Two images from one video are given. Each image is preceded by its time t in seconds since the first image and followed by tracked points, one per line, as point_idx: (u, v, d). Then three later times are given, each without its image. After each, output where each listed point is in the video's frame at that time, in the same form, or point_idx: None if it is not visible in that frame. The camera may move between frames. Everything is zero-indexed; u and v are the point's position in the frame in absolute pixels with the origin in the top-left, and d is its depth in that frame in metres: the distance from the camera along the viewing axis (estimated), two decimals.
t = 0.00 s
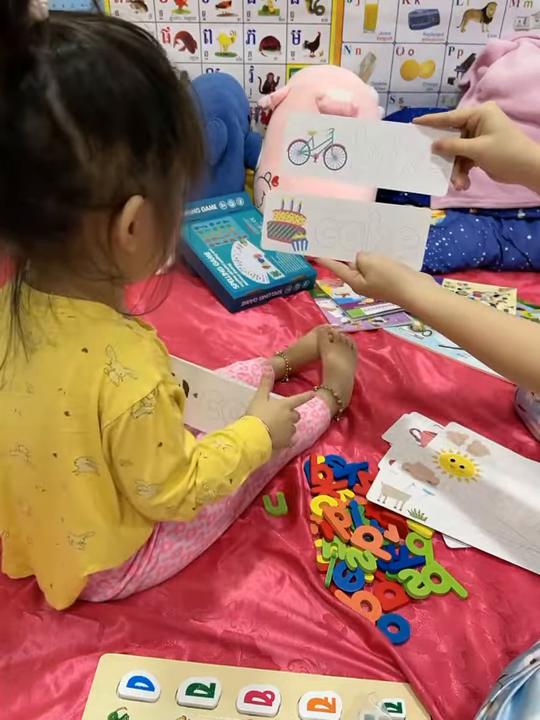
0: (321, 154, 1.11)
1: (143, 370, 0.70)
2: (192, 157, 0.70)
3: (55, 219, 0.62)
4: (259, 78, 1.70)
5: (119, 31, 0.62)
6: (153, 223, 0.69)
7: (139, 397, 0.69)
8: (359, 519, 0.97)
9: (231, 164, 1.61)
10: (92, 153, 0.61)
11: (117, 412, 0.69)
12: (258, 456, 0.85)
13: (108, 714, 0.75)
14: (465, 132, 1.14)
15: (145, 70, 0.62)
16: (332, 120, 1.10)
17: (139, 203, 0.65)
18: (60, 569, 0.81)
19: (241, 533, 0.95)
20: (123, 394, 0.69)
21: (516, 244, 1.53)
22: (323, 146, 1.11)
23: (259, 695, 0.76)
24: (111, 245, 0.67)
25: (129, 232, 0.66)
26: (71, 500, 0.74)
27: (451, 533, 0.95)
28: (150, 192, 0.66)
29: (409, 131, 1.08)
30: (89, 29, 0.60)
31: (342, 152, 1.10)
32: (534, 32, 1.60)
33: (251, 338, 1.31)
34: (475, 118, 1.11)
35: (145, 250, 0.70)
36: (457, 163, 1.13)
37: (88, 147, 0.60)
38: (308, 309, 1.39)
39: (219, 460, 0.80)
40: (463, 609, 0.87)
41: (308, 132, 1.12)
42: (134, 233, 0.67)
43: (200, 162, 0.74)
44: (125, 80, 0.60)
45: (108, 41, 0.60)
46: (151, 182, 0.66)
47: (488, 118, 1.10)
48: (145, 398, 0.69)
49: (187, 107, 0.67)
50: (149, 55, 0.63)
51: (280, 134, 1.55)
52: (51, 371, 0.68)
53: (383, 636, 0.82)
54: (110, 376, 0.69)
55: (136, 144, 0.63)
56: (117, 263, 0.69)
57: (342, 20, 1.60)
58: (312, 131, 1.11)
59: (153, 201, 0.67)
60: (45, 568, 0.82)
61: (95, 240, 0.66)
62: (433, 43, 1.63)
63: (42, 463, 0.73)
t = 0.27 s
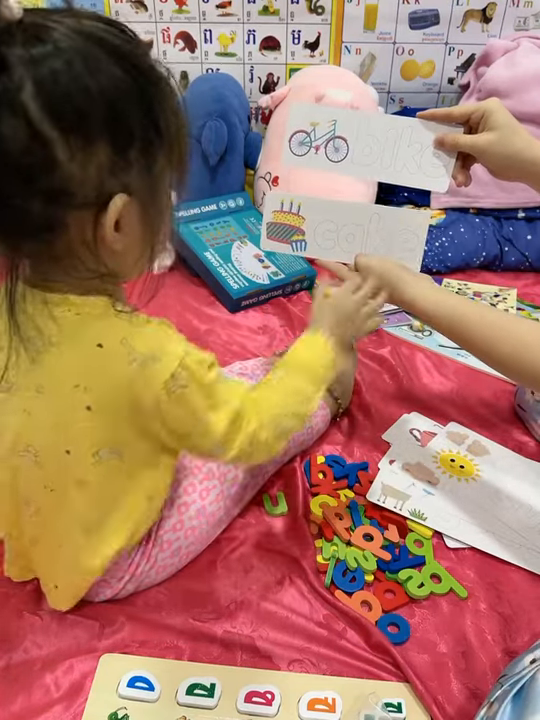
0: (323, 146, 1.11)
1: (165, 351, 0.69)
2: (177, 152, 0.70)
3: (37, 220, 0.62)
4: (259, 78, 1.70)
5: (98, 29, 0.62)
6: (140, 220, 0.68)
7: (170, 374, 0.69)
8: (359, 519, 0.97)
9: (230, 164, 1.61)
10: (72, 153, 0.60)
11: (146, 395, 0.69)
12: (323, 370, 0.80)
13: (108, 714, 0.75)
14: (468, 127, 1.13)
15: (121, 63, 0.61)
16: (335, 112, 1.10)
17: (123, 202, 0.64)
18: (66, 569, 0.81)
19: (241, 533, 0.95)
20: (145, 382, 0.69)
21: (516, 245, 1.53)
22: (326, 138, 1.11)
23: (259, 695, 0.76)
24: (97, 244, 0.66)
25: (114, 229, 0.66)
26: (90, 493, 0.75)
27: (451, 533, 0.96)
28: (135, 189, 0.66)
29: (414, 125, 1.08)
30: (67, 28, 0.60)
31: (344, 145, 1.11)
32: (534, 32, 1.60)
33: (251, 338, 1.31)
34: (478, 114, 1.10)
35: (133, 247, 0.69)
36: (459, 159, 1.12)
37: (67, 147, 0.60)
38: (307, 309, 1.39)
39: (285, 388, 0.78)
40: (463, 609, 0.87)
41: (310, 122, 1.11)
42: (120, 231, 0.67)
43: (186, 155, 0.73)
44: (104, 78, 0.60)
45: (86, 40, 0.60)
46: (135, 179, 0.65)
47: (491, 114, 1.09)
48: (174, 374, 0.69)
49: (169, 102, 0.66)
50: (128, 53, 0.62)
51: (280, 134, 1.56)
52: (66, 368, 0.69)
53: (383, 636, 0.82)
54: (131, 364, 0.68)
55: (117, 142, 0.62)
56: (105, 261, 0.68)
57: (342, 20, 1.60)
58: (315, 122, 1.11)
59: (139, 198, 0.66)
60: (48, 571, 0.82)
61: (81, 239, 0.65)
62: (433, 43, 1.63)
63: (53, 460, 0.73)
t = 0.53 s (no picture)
0: (324, 144, 1.11)
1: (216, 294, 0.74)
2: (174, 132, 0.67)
3: (46, 226, 0.62)
4: (259, 78, 1.70)
5: (76, 28, 0.60)
6: (148, 206, 0.67)
7: (228, 306, 0.73)
8: (359, 518, 0.97)
9: (231, 164, 1.61)
10: (64, 159, 0.60)
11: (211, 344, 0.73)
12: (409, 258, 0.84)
13: (108, 714, 0.75)
14: (469, 125, 1.10)
15: (100, 58, 0.60)
16: (336, 110, 1.10)
17: (124, 193, 0.63)
18: (110, 558, 0.81)
19: (241, 533, 0.95)
20: (206, 334, 0.73)
21: (516, 245, 1.53)
22: (327, 136, 1.11)
23: (259, 695, 0.77)
24: (110, 237, 0.66)
25: (123, 220, 0.65)
26: (151, 460, 0.78)
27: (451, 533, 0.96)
28: (136, 178, 0.64)
29: (414, 124, 1.08)
30: (44, 34, 0.59)
31: (345, 143, 1.11)
32: (534, 32, 1.60)
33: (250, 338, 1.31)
34: (480, 113, 1.07)
35: (147, 233, 0.68)
36: (460, 159, 1.09)
37: (57, 154, 0.59)
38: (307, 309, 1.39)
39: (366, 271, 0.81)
40: (463, 609, 0.87)
41: (311, 120, 1.11)
42: (130, 221, 0.66)
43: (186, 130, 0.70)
44: (84, 78, 0.59)
45: (64, 43, 0.59)
46: (135, 169, 0.64)
47: (492, 113, 1.06)
48: (234, 301, 0.74)
49: (157, 84, 0.64)
50: (107, 46, 0.61)
51: (279, 136, 1.56)
52: (121, 347, 0.71)
53: (383, 636, 0.82)
54: (191, 319, 0.72)
55: (109, 137, 0.61)
56: (122, 251, 0.68)
57: (342, 20, 1.60)
58: (316, 120, 1.11)
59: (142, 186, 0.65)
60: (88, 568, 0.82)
61: (92, 237, 0.65)
62: (433, 44, 1.63)
63: (112, 442, 0.75)
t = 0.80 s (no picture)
0: (325, 139, 1.14)
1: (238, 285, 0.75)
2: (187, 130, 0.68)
3: (76, 232, 0.64)
4: (259, 78, 1.70)
5: (88, 40, 0.61)
6: (170, 201, 0.68)
7: (252, 291, 0.75)
8: (359, 519, 0.97)
9: (231, 164, 1.61)
10: (88, 166, 0.61)
11: (238, 329, 0.75)
12: (420, 252, 0.87)
13: (108, 714, 0.75)
14: (472, 120, 1.10)
15: (113, 66, 0.61)
16: (338, 106, 1.13)
17: (148, 193, 0.64)
18: (133, 542, 0.82)
19: (241, 533, 0.95)
20: (234, 319, 0.74)
21: (516, 245, 1.53)
22: (328, 131, 1.15)
23: (259, 695, 0.77)
24: (137, 234, 0.67)
25: (149, 218, 0.66)
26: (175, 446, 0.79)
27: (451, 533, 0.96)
28: (156, 177, 0.65)
29: (416, 119, 1.09)
30: (58, 48, 0.60)
31: (346, 139, 1.13)
32: (534, 32, 1.60)
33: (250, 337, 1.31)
34: (483, 109, 1.06)
35: (172, 227, 0.69)
36: (462, 154, 1.09)
37: (82, 163, 0.60)
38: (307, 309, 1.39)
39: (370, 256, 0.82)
40: (463, 609, 0.87)
41: (314, 116, 1.15)
42: (156, 217, 0.67)
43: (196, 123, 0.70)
44: (100, 88, 0.60)
45: (78, 56, 0.60)
46: (156, 169, 0.65)
47: (496, 110, 1.06)
48: (257, 284, 0.76)
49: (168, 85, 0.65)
50: (119, 55, 0.61)
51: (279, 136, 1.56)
52: (152, 337, 0.71)
53: (383, 636, 0.82)
54: (218, 307, 0.73)
55: (128, 141, 0.62)
56: (149, 246, 0.69)
57: (342, 20, 1.60)
58: (317, 115, 1.14)
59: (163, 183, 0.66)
60: (108, 559, 0.83)
61: (120, 236, 0.66)
62: (433, 44, 1.63)
63: (143, 432, 0.75)
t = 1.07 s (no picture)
0: (326, 132, 1.18)
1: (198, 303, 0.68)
2: (179, 134, 0.69)
3: (47, 183, 0.60)
4: (259, 78, 1.70)
5: (107, 18, 0.63)
6: (146, 193, 0.66)
7: (211, 317, 0.68)
8: (359, 519, 0.97)
9: (231, 164, 1.61)
10: (81, 118, 0.59)
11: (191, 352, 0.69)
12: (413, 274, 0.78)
13: (108, 714, 0.75)
14: (472, 119, 1.11)
15: (126, 43, 0.62)
16: (341, 100, 1.15)
17: (130, 167, 0.62)
18: (119, 556, 0.82)
19: (241, 533, 0.95)
20: (185, 340, 0.68)
21: (516, 245, 1.53)
22: (329, 124, 1.17)
23: (259, 695, 0.77)
24: (107, 213, 0.64)
25: (123, 198, 0.64)
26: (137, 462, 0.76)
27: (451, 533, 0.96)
28: (142, 157, 0.64)
29: (418, 115, 1.09)
30: (78, 15, 0.61)
31: (346, 132, 1.15)
32: (534, 32, 1.60)
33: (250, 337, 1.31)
34: (483, 107, 1.09)
35: (142, 220, 0.67)
36: (462, 151, 1.09)
37: (75, 111, 0.59)
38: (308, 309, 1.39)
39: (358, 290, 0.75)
40: (463, 609, 0.87)
41: (316, 109, 1.18)
42: (129, 201, 0.64)
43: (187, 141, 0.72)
44: (111, 55, 0.60)
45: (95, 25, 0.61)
46: (142, 150, 0.64)
47: (496, 107, 1.08)
48: (219, 309, 0.68)
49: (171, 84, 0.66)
50: (133, 38, 0.63)
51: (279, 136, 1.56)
52: (100, 354, 0.68)
53: (383, 636, 0.82)
54: (170, 327, 0.67)
55: (125, 112, 0.61)
56: (115, 232, 0.66)
57: (342, 20, 1.60)
58: (320, 109, 1.17)
59: (146, 167, 0.65)
60: (95, 571, 0.82)
61: (90, 208, 0.63)
62: (433, 44, 1.63)
63: (101, 449, 0.73)
